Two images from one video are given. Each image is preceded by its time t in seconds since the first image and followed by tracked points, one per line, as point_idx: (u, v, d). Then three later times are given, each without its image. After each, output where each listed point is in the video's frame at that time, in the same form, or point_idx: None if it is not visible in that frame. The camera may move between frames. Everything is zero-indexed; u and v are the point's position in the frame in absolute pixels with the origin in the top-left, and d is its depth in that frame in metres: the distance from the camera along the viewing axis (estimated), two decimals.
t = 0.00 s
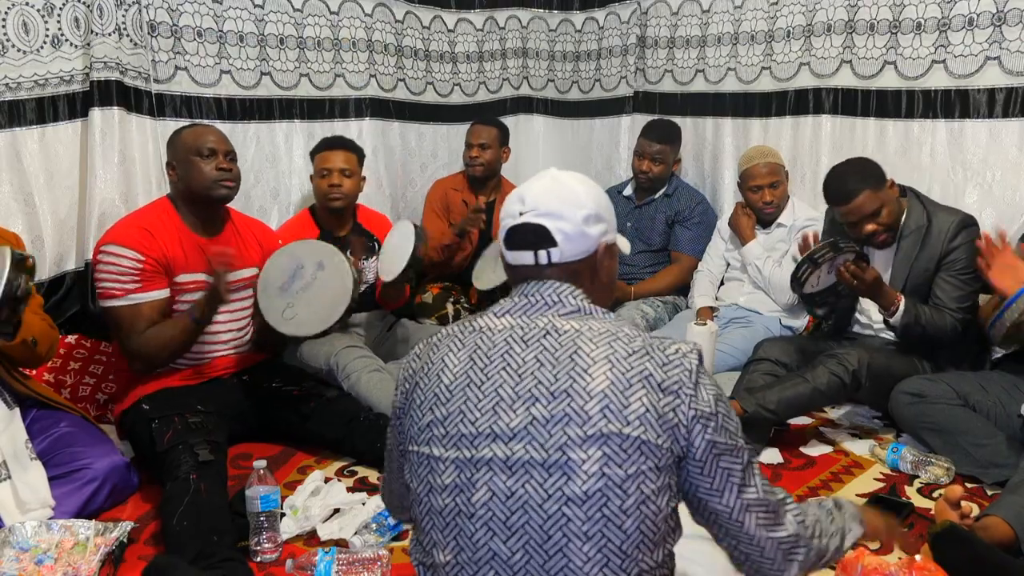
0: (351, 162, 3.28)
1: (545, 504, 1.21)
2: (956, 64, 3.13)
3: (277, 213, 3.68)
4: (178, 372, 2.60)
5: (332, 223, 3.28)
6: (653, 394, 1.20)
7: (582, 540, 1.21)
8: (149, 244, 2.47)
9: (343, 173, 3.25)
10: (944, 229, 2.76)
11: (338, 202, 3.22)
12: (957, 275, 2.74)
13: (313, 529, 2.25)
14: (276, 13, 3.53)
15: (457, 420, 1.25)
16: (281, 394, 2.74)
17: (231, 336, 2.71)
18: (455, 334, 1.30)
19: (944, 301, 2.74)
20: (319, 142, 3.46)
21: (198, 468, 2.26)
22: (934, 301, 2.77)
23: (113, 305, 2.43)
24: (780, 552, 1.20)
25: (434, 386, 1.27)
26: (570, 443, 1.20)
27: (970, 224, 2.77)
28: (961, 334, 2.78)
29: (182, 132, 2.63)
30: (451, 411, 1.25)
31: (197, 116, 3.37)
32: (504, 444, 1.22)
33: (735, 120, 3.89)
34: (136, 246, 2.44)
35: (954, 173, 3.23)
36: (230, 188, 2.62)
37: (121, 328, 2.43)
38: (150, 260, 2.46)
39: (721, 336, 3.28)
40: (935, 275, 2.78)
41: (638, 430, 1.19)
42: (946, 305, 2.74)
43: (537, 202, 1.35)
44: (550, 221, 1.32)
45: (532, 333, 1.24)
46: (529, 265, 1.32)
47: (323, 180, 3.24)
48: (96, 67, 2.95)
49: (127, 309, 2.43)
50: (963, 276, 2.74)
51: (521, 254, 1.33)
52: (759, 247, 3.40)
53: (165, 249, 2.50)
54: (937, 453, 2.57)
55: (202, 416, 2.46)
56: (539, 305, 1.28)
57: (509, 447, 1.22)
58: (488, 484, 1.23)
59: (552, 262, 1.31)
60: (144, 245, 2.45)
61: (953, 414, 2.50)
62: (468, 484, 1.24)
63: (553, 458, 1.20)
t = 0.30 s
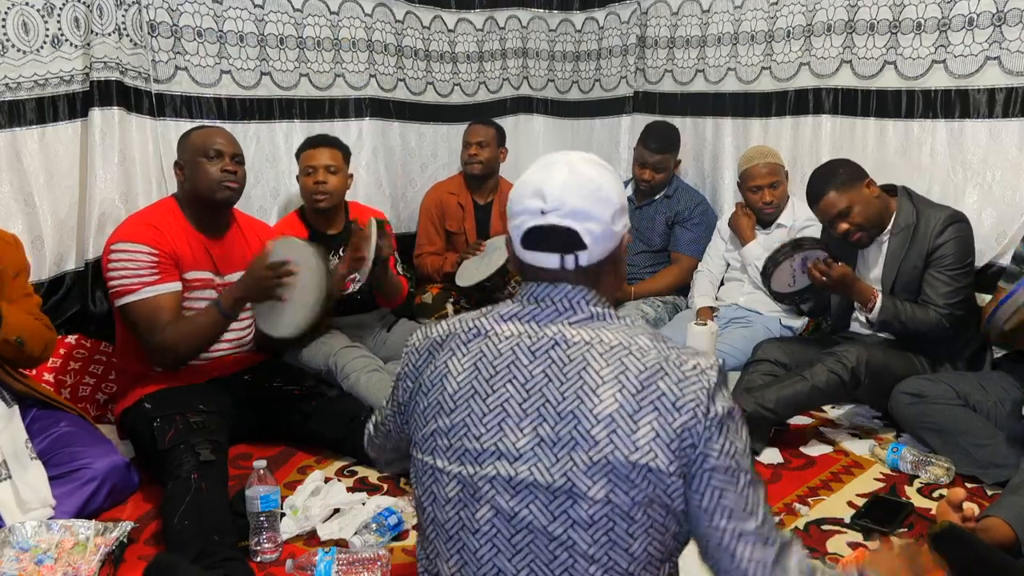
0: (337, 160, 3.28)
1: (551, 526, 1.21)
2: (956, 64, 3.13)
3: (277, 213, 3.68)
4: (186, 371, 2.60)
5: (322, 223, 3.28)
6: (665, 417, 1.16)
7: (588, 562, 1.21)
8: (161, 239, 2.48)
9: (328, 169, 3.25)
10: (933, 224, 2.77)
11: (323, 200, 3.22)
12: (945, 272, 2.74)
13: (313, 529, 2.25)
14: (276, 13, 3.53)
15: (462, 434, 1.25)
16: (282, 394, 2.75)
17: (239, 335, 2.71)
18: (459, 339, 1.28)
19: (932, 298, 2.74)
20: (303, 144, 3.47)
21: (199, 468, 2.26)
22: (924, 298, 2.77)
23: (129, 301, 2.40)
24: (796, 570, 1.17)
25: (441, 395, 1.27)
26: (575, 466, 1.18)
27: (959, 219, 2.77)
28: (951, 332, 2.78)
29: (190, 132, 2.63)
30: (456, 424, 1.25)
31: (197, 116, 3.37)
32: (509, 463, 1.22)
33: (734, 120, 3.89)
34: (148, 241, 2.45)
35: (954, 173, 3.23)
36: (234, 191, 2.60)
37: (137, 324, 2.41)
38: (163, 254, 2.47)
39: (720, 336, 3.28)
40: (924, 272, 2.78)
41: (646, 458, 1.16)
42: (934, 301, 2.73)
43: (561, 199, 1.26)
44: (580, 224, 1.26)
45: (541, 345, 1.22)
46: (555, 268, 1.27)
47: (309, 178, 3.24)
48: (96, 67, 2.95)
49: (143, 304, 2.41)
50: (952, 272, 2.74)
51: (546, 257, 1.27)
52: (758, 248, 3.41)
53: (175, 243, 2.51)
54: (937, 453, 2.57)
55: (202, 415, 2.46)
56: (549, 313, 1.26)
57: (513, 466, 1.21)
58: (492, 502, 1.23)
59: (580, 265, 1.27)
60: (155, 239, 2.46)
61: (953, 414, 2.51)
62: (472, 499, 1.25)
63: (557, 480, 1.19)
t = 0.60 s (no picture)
0: (349, 162, 3.30)
1: (535, 543, 1.16)
2: (956, 64, 3.13)
3: (277, 213, 3.68)
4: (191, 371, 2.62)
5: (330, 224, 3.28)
6: (663, 461, 1.07)
7: None
8: (156, 243, 2.47)
9: (341, 171, 3.27)
10: (938, 234, 2.76)
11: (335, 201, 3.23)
12: (945, 283, 2.74)
13: (313, 529, 2.25)
14: (276, 13, 3.53)
15: (457, 435, 1.20)
16: (282, 394, 2.75)
17: (238, 335, 2.71)
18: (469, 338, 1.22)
19: (930, 307, 2.74)
20: (317, 141, 3.49)
21: (199, 469, 2.26)
22: (921, 306, 2.78)
23: (128, 307, 2.42)
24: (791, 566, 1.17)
25: (442, 391, 1.23)
26: (563, 490, 1.12)
27: (966, 231, 2.76)
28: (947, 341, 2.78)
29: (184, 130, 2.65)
30: (453, 423, 1.21)
31: (197, 116, 3.37)
32: (498, 475, 1.16)
33: (735, 120, 3.89)
34: (143, 246, 2.44)
35: (954, 173, 3.23)
36: (225, 189, 2.62)
37: (137, 326, 2.42)
38: (158, 258, 2.46)
39: (721, 336, 3.28)
40: (925, 281, 2.78)
41: (634, 500, 1.08)
42: (930, 310, 2.74)
43: (600, 216, 1.15)
44: (621, 239, 1.17)
45: (549, 360, 1.15)
46: (594, 286, 1.19)
47: (321, 179, 3.27)
48: (96, 67, 2.95)
49: (141, 309, 2.41)
50: (953, 284, 2.73)
51: (584, 276, 1.18)
52: (759, 248, 3.42)
53: (170, 246, 2.51)
54: (938, 453, 2.57)
55: (203, 416, 2.46)
56: (563, 326, 1.18)
57: (502, 478, 1.16)
58: (479, 510, 1.19)
59: (620, 279, 1.21)
60: (150, 244, 2.46)
61: (954, 413, 2.51)
62: (461, 503, 1.21)
63: (543, 502, 1.14)
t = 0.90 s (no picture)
0: (377, 163, 3.33)
1: None
2: (956, 64, 3.13)
3: (277, 213, 3.68)
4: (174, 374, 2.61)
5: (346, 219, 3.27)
6: (734, 529, 1.04)
7: None
8: (141, 251, 2.47)
9: (369, 171, 3.30)
10: (959, 242, 2.73)
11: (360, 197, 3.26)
12: (958, 292, 2.73)
13: (312, 529, 2.25)
14: (276, 13, 3.53)
15: (497, 486, 1.16)
16: (280, 395, 2.75)
17: (228, 339, 2.72)
18: (513, 382, 1.18)
19: (941, 314, 2.75)
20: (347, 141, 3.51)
21: (195, 469, 2.26)
22: (932, 312, 2.79)
23: (110, 313, 2.42)
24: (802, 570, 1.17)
25: (479, 437, 1.18)
26: (618, 555, 1.08)
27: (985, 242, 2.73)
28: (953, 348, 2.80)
29: (174, 134, 2.60)
30: (494, 474, 1.16)
31: (197, 116, 3.37)
32: (543, 532, 1.12)
33: (734, 120, 3.89)
34: (129, 253, 2.44)
35: (954, 173, 3.23)
36: (214, 200, 2.58)
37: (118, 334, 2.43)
38: (143, 266, 2.46)
39: (721, 336, 3.28)
40: (938, 287, 2.78)
41: None
42: (941, 318, 2.75)
43: (683, 256, 1.15)
44: (700, 282, 1.16)
45: (604, 413, 1.12)
46: (665, 329, 1.18)
47: (349, 174, 3.28)
48: (96, 67, 2.95)
49: (122, 318, 2.43)
50: (966, 294, 2.72)
51: (657, 318, 1.17)
52: (759, 248, 3.39)
53: (158, 254, 2.51)
54: (937, 453, 2.57)
55: (197, 417, 2.46)
56: (621, 375, 1.15)
57: (548, 536, 1.12)
58: (516, 566, 1.14)
59: (692, 325, 1.20)
60: (136, 251, 2.45)
61: (952, 414, 2.50)
62: (495, 557, 1.16)
63: (595, 565, 1.10)
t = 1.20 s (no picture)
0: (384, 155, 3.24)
1: None
2: (956, 64, 3.13)
3: (277, 213, 3.68)
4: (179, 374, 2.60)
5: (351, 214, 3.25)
6: (762, 534, 1.07)
7: None
8: (135, 251, 2.47)
9: (377, 164, 3.23)
10: (970, 242, 2.74)
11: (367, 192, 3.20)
12: (962, 292, 2.75)
13: (313, 529, 2.25)
14: (276, 13, 3.53)
15: (518, 489, 1.18)
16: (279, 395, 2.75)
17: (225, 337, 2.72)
18: (533, 382, 1.19)
19: (948, 315, 2.77)
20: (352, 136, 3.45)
21: (194, 470, 2.26)
22: (939, 312, 2.80)
23: (107, 315, 2.42)
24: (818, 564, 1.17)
25: (501, 439, 1.19)
26: (645, 560, 1.10)
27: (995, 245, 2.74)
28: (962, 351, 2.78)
29: (161, 134, 2.59)
30: (514, 476, 1.18)
31: (197, 117, 3.37)
32: (567, 535, 1.15)
33: (735, 120, 3.89)
34: (121, 254, 2.44)
35: (954, 172, 3.23)
36: (201, 196, 2.56)
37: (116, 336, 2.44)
38: (137, 266, 2.47)
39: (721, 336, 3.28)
40: (947, 288, 2.80)
41: None
42: (948, 319, 2.77)
43: (715, 242, 1.15)
44: (732, 269, 1.17)
45: (628, 415, 1.13)
46: (694, 318, 1.19)
47: (357, 168, 3.20)
48: (96, 67, 2.95)
49: (121, 318, 2.42)
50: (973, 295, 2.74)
51: (686, 307, 1.18)
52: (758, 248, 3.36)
53: (152, 254, 2.51)
54: (937, 453, 2.57)
55: (195, 417, 2.46)
56: (645, 374, 1.16)
57: (573, 540, 1.14)
58: (541, 568, 1.17)
59: (722, 316, 1.20)
60: (130, 251, 2.46)
61: (951, 414, 2.51)
62: (519, 559, 1.19)
63: (621, 568, 1.12)
